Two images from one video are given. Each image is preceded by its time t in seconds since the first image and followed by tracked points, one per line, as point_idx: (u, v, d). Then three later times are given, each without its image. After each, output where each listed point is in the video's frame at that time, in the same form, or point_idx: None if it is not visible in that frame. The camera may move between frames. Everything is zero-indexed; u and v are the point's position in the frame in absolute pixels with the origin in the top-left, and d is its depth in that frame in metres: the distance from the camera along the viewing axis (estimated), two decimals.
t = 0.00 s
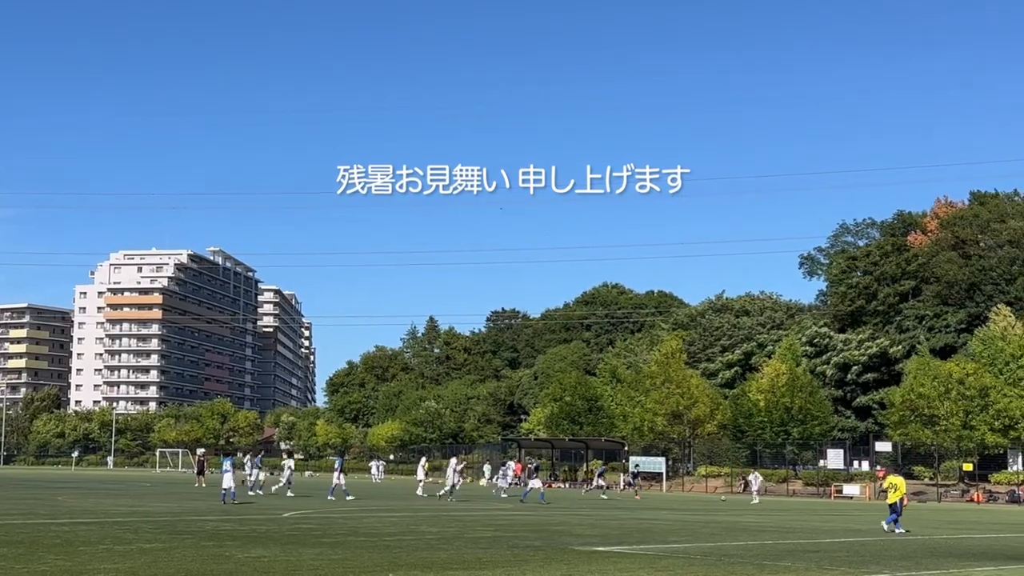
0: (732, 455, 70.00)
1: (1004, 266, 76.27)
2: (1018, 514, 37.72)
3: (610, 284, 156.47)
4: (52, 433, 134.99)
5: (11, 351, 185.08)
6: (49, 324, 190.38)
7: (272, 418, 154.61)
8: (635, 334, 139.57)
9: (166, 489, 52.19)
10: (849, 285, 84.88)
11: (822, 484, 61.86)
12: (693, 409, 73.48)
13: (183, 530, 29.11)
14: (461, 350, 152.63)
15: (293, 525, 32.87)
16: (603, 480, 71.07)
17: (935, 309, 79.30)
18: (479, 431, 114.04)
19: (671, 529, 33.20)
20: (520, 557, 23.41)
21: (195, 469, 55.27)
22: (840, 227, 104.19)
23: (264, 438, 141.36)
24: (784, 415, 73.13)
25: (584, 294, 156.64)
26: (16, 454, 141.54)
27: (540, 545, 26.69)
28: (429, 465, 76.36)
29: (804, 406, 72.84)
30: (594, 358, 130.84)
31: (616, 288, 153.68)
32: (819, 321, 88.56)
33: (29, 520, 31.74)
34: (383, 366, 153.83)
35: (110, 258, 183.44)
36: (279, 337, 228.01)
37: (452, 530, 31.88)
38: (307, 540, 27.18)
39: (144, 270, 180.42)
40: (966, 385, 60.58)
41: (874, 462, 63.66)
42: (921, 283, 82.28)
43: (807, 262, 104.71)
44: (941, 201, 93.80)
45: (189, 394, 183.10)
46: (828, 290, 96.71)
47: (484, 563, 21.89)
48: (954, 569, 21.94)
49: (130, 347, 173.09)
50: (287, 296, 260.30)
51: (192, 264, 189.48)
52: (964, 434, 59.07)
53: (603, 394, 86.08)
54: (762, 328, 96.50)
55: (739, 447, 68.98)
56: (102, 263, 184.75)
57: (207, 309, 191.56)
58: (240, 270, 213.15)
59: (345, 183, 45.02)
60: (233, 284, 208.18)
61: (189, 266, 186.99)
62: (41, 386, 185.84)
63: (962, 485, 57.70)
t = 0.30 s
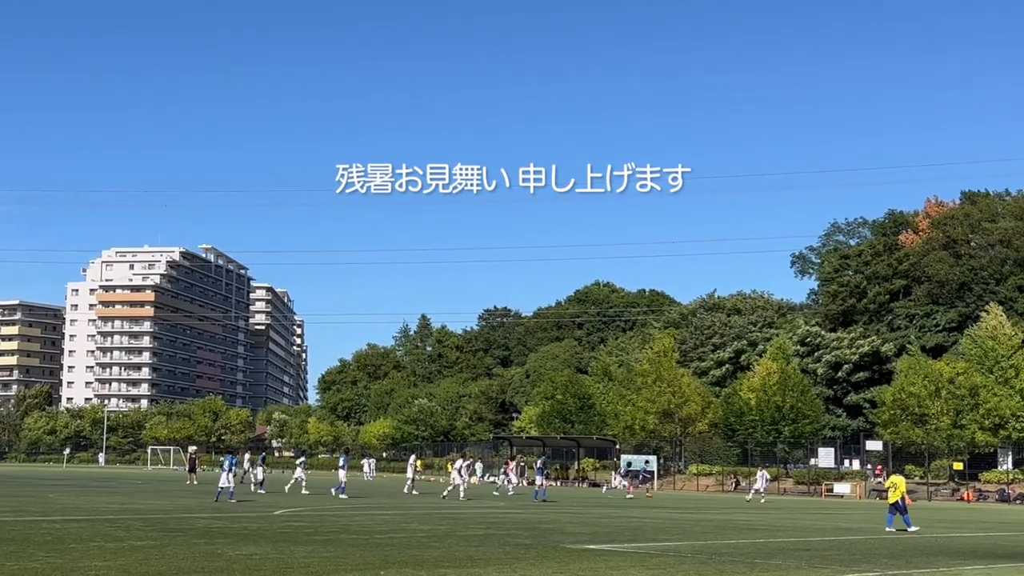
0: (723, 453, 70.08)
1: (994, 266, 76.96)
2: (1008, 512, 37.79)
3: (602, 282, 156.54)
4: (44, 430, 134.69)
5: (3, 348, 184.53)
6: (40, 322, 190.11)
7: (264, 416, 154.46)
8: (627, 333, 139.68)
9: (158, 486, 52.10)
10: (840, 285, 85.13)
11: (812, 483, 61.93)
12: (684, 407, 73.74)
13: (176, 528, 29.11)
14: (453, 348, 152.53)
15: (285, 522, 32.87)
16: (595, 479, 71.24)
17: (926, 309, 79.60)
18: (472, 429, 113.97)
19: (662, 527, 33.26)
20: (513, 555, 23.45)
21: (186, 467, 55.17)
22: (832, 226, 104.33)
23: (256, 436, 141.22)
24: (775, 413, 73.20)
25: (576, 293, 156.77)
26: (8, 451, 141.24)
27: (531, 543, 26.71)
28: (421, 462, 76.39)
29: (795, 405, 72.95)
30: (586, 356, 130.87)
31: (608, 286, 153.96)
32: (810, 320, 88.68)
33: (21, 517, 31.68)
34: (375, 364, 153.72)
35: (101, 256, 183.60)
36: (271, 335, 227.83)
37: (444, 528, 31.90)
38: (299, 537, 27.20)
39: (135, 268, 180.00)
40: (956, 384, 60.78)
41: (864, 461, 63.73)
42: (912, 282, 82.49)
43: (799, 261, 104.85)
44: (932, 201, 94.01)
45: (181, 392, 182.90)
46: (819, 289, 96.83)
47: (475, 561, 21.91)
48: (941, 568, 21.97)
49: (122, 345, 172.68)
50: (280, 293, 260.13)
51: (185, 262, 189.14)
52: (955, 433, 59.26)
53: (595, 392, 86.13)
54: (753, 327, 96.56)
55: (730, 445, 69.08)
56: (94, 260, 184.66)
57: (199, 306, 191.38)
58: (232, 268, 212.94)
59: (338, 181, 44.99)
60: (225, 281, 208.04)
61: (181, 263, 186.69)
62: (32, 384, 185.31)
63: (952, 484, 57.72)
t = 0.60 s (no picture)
0: (711, 450, 70.22)
1: (980, 265, 77.78)
2: (994, 511, 37.96)
3: (591, 279, 156.64)
4: (32, 426, 134.35)
5: None
6: (29, 317, 189.75)
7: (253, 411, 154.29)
8: (615, 330, 139.91)
9: (146, 481, 51.98)
10: (829, 283, 85.26)
11: (799, 480, 62.07)
12: (672, 405, 73.80)
13: (163, 524, 29.06)
14: (442, 344, 152.49)
15: (273, 519, 32.84)
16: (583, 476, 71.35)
17: (912, 307, 79.74)
18: (460, 426, 113.97)
19: (650, 524, 33.30)
20: (501, 551, 23.49)
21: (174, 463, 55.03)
22: (819, 225, 104.55)
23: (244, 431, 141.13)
24: (762, 411, 73.31)
25: (565, 290, 156.90)
26: None
27: (519, 540, 26.73)
28: (409, 459, 76.39)
29: (783, 403, 73.05)
30: (574, 353, 130.94)
31: (596, 284, 154.17)
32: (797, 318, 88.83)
33: (8, 512, 31.58)
34: (364, 361, 153.69)
35: (90, 252, 183.50)
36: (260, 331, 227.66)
37: (432, 524, 31.90)
38: (287, 533, 27.17)
39: (124, 263, 181.05)
40: (942, 382, 61.00)
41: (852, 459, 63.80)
42: (900, 280, 82.78)
43: (787, 259, 105.07)
44: (919, 200, 94.31)
45: (169, 387, 182.75)
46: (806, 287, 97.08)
47: (463, 558, 21.92)
48: (928, 566, 22.10)
49: (111, 340, 172.49)
50: (269, 290, 259.82)
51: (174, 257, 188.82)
52: (941, 432, 59.58)
53: (583, 390, 86.22)
54: (741, 325, 96.77)
55: (718, 442, 69.19)
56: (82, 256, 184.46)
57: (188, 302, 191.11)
58: (222, 264, 212.65)
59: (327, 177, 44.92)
60: (215, 277, 207.83)
61: (170, 259, 186.38)
62: (21, 378, 184.73)
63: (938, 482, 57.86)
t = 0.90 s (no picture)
0: (693, 446, 70.42)
1: (959, 264, 77.97)
2: (973, 508, 38.16)
3: (575, 276, 156.77)
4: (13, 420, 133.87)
5: None
6: (11, 310, 189.12)
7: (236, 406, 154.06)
8: (598, 327, 140.17)
9: (128, 476, 51.91)
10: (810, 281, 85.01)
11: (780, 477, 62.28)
12: (654, 401, 73.74)
13: (145, 518, 29.08)
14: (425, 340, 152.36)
15: (255, 513, 32.84)
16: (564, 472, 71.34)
17: (893, 304, 80.38)
18: (443, 422, 114.04)
19: (630, 519, 33.43)
20: (483, 546, 23.59)
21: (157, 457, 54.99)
22: (801, 222, 104.84)
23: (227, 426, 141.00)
24: (744, 408, 73.55)
25: (548, 286, 157.00)
26: None
27: (501, 535, 26.82)
28: (392, 453, 76.46)
29: (765, 400, 73.48)
30: (557, 349, 131.05)
31: (579, 279, 154.37)
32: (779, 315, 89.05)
33: None
34: (347, 356, 153.73)
35: (73, 245, 183.02)
36: (243, 325, 227.32)
37: (414, 519, 31.94)
38: (269, 528, 27.21)
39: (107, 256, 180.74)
40: (924, 379, 61.10)
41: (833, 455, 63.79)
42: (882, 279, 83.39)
43: (769, 256, 105.28)
44: (902, 198, 94.68)
45: (153, 381, 182.32)
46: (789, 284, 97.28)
47: (445, 552, 22.02)
48: (908, 562, 22.26)
49: (94, 334, 171.85)
50: (252, 284, 259.37)
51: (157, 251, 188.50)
52: (921, 428, 59.54)
53: (566, 385, 86.32)
54: (723, 321, 96.88)
55: (699, 439, 69.36)
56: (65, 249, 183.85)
57: (172, 296, 190.81)
58: (205, 258, 212.27)
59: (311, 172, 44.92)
60: (198, 271, 207.43)
61: (154, 253, 186.01)
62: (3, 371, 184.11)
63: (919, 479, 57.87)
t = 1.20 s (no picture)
0: (669, 441, 70.66)
1: (932, 262, 78.23)
2: (945, 504, 38.46)
3: (553, 271, 156.95)
4: None
5: None
6: None
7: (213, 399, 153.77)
8: (576, 322, 140.49)
9: (104, 468, 51.78)
10: (785, 277, 85.80)
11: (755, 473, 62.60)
12: (631, 396, 74.23)
13: (122, 511, 29.06)
14: (403, 334, 152.21)
15: (232, 507, 32.85)
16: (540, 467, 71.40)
17: (868, 301, 80.83)
18: (420, 416, 114.13)
19: (606, 514, 33.58)
20: (460, 540, 23.71)
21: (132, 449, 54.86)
22: (778, 219, 105.21)
23: (205, 419, 140.71)
24: (720, 403, 73.75)
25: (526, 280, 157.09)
26: None
27: (478, 529, 26.92)
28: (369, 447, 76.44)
29: (741, 396, 73.56)
30: (535, 344, 131.20)
31: (557, 275, 154.52)
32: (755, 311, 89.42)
33: None
34: (325, 349, 153.71)
35: (50, 236, 182.29)
36: (221, 318, 226.78)
37: (391, 513, 32.00)
38: (246, 521, 27.23)
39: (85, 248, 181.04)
40: (898, 376, 61.70)
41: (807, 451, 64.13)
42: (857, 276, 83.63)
43: (746, 252, 105.61)
44: (878, 195, 95.15)
45: (130, 373, 181.78)
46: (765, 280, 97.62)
47: (421, 546, 22.10)
48: (881, 557, 22.44)
49: (71, 326, 171.14)
50: (231, 277, 258.72)
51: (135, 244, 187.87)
52: (895, 425, 60.47)
53: (543, 379, 86.51)
54: (700, 316, 97.14)
55: (675, 434, 69.57)
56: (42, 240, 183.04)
57: (149, 288, 190.20)
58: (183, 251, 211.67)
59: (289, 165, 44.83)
60: (176, 264, 206.85)
61: (131, 245, 185.37)
62: None
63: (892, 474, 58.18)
